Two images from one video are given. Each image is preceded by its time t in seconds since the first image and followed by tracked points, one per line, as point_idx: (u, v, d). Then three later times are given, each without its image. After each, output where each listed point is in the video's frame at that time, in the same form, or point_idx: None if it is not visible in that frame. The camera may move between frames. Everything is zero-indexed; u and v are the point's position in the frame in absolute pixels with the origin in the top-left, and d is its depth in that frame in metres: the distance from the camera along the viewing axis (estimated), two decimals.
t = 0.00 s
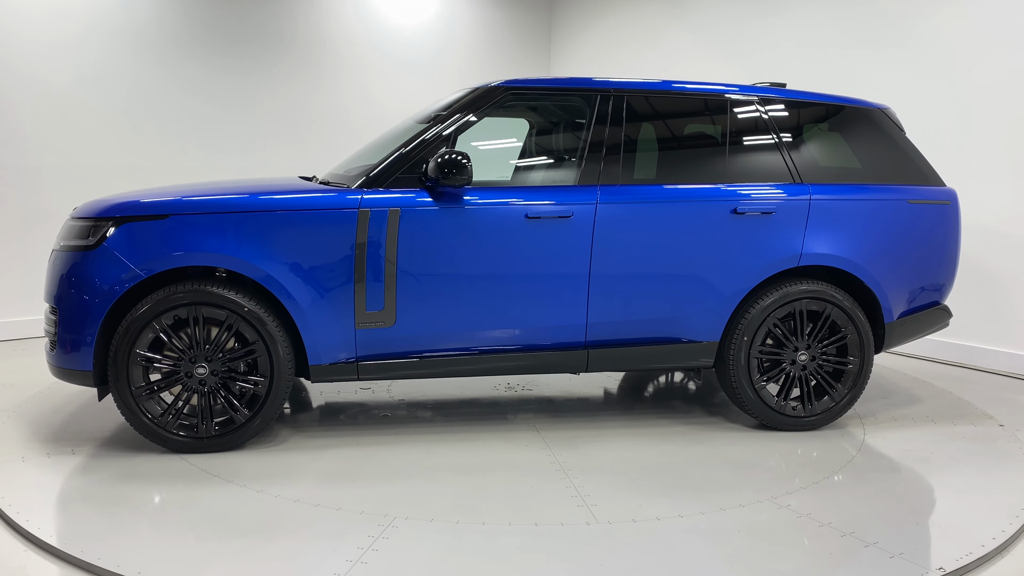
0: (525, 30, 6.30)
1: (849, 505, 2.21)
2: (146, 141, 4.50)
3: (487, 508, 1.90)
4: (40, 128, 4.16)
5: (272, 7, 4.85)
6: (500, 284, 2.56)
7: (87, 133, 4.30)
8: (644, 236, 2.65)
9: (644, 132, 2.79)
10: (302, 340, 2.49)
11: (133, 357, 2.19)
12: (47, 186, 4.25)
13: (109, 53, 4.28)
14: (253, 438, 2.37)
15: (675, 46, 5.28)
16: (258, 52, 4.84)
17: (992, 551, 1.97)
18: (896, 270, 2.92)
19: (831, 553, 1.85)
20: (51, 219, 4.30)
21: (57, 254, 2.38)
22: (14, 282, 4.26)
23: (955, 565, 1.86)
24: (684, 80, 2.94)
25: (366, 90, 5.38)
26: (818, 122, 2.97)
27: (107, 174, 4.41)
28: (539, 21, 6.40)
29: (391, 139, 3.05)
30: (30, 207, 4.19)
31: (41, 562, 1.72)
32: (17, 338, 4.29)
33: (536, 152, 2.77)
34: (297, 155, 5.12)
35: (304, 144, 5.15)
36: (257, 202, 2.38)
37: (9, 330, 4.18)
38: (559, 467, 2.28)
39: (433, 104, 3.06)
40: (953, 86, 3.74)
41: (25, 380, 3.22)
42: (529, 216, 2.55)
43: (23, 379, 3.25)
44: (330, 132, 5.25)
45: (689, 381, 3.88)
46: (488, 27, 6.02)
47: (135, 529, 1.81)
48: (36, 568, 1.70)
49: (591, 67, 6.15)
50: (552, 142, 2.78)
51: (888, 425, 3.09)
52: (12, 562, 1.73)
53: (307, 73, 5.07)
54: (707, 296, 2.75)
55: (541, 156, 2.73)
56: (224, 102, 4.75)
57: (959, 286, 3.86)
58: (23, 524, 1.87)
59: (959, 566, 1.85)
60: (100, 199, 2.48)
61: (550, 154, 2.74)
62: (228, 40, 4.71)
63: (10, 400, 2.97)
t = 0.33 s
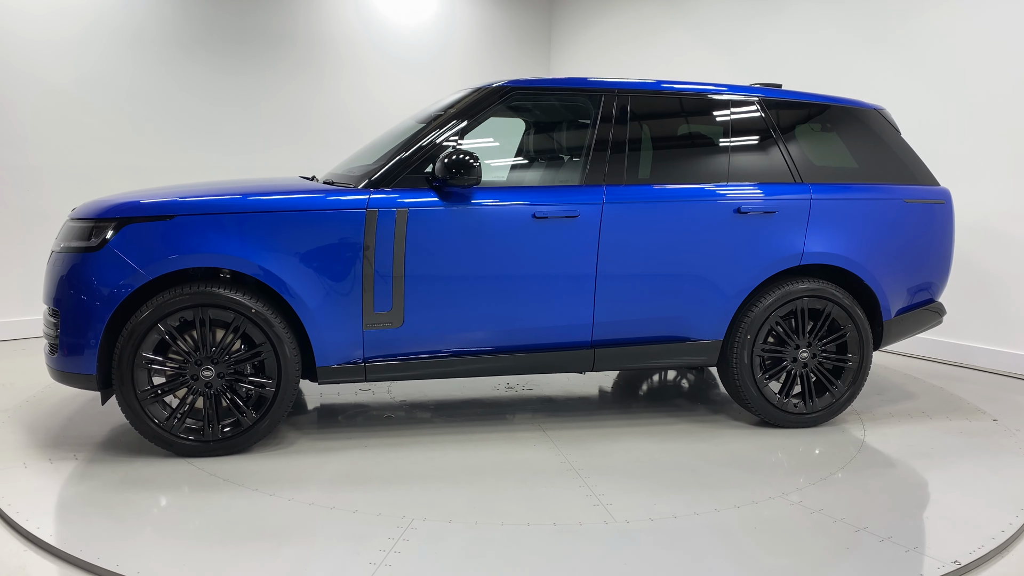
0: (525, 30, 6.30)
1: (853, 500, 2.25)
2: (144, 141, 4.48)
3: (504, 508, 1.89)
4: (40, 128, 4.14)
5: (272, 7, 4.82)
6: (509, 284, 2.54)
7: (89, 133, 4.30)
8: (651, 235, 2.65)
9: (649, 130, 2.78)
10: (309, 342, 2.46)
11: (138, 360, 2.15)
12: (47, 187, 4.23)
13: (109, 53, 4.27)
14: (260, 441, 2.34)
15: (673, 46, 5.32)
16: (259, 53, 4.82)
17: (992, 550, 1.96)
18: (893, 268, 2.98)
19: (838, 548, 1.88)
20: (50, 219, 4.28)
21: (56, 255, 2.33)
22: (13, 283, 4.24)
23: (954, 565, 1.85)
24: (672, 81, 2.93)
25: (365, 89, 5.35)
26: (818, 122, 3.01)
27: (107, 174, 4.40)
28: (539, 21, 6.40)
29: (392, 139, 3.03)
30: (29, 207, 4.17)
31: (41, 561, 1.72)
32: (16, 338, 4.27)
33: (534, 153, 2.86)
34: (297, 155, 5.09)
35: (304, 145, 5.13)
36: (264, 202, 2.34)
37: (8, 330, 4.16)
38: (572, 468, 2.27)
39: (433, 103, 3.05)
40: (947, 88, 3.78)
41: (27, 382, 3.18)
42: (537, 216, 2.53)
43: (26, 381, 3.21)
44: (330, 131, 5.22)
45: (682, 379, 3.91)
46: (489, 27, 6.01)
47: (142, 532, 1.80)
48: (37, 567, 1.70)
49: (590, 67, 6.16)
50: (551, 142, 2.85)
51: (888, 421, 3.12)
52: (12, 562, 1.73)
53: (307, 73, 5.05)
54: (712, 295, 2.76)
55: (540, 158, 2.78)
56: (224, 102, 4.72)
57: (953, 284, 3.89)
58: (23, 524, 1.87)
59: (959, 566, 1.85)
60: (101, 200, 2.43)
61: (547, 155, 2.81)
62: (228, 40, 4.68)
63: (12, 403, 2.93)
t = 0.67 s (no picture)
0: (524, 30, 6.29)
1: (859, 496, 2.28)
2: (141, 140, 4.45)
3: (521, 509, 1.89)
4: (41, 128, 4.12)
5: (273, 7, 4.81)
6: (517, 285, 2.53)
7: (90, 134, 4.27)
8: (657, 235, 2.66)
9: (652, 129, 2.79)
10: (316, 344, 2.42)
11: (144, 363, 2.11)
12: (49, 188, 4.20)
13: (109, 53, 4.25)
14: (267, 444, 2.31)
15: (669, 48, 5.38)
16: (259, 53, 4.81)
17: (992, 551, 1.95)
18: (890, 266, 3.02)
19: (846, 545, 1.91)
20: (49, 219, 4.25)
21: (57, 257, 2.27)
22: (13, 283, 4.20)
23: (956, 565, 1.85)
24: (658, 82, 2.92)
25: (366, 90, 5.34)
26: (815, 123, 3.03)
27: (107, 174, 4.37)
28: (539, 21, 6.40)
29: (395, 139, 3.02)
30: (29, 207, 4.15)
31: (41, 561, 1.72)
32: (18, 338, 4.24)
33: (533, 150, 2.80)
34: (297, 155, 5.08)
35: (305, 145, 5.11)
36: (272, 202, 2.30)
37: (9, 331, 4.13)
38: (584, 468, 2.27)
39: (432, 104, 3.06)
40: (939, 89, 3.85)
41: (30, 385, 3.15)
42: (545, 216, 2.52)
43: (29, 383, 3.18)
44: (329, 131, 5.20)
45: (676, 377, 3.93)
46: (489, 27, 6.00)
47: (148, 535, 1.78)
48: (38, 567, 1.69)
49: (588, 67, 6.19)
50: (553, 138, 2.79)
51: (888, 418, 3.16)
52: (11, 562, 1.73)
53: (307, 73, 5.04)
54: (716, 294, 2.78)
55: (537, 157, 2.77)
56: (224, 102, 4.70)
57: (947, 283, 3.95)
58: (23, 524, 1.87)
59: (960, 565, 1.84)
60: (100, 201, 2.38)
61: (550, 152, 2.76)
62: (229, 40, 4.67)
63: (15, 406, 2.89)
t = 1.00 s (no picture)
0: (525, 31, 6.29)
1: (864, 491, 2.32)
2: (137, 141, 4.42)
3: (540, 508, 1.90)
4: (40, 128, 4.10)
5: (274, 7, 4.80)
6: (524, 286, 2.52)
7: (88, 134, 4.25)
8: (663, 235, 2.67)
9: (656, 129, 2.80)
10: (323, 346, 2.39)
11: (150, 367, 2.08)
12: (49, 189, 4.18)
13: (109, 53, 4.23)
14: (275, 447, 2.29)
15: (666, 49, 5.43)
16: (261, 53, 4.79)
17: (992, 552, 1.94)
18: (887, 265, 3.07)
19: (856, 541, 1.93)
20: (49, 219, 4.23)
21: (58, 260, 2.21)
22: (13, 284, 4.19)
23: (954, 566, 1.84)
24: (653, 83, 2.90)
25: (366, 90, 5.32)
26: (814, 123, 3.07)
27: (107, 174, 4.35)
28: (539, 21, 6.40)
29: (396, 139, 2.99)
30: (29, 207, 4.13)
31: (40, 561, 1.72)
32: (19, 339, 4.23)
33: (530, 150, 2.84)
34: (298, 156, 5.06)
35: (305, 145, 5.09)
36: (281, 204, 2.26)
37: (11, 331, 4.11)
38: (596, 468, 2.29)
39: (432, 104, 3.09)
40: (932, 91, 3.91)
41: (35, 388, 3.12)
42: (551, 216, 2.52)
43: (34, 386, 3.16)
44: (329, 131, 5.18)
45: (668, 376, 3.94)
46: (489, 27, 5.99)
47: (155, 538, 1.77)
48: (37, 568, 1.69)
49: (587, 68, 6.22)
50: (549, 139, 2.82)
51: (887, 414, 3.21)
52: (11, 562, 1.73)
53: (307, 74, 5.02)
54: (720, 294, 2.80)
55: (534, 157, 2.82)
56: (225, 103, 4.69)
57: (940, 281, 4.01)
58: (22, 524, 1.87)
59: (958, 567, 1.83)
60: (102, 202, 2.32)
61: (546, 152, 2.81)
62: (229, 41, 4.65)
63: (19, 409, 2.87)
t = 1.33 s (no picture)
0: (525, 31, 6.25)
1: (868, 486, 2.36)
2: (133, 141, 4.40)
3: (556, 508, 1.92)
4: (39, 128, 4.11)
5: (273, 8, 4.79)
6: (531, 286, 2.52)
7: (86, 133, 4.26)
8: (667, 235, 2.68)
9: (661, 128, 2.81)
10: (331, 349, 2.37)
11: (157, 370, 2.05)
12: (49, 189, 4.20)
13: (109, 53, 4.24)
14: (283, 451, 2.27)
15: (664, 50, 5.45)
16: (260, 54, 4.78)
17: (992, 550, 1.94)
18: (883, 263, 3.12)
19: (864, 536, 1.96)
20: (49, 219, 4.24)
21: (58, 262, 2.17)
22: (14, 284, 4.19)
23: (954, 565, 1.84)
24: (654, 82, 2.89)
25: (366, 90, 5.30)
26: (811, 124, 3.11)
27: (107, 174, 4.35)
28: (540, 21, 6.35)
29: (397, 139, 2.97)
30: (29, 207, 4.14)
31: (40, 561, 1.72)
32: (22, 338, 4.23)
33: (528, 149, 2.72)
34: (298, 156, 5.05)
35: (303, 145, 5.07)
36: (289, 205, 2.22)
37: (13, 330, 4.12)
38: (606, 468, 2.30)
39: (431, 104, 3.11)
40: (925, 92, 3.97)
41: (37, 391, 3.09)
42: (558, 216, 2.52)
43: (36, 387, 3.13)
44: (328, 131, 5.15)
45: (660, 373, 3.98)
46: (489, 27, 5.96)
47: (162, 542, 1.76)
48: (36, 568, 1.70)
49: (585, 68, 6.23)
50: (548, 137, 2.72)
51: (884, 410, 3.25)
52: (11, 562, 1.73)
53: (307, 75, 5.01)
54: (723, 293, 2.83)
55: (533, 156, 2.71)
56: (225, 105, 4.68)
57: (933, 279, 4.01)
58: (23, 524, 1.87)
59: (959, 566, 1.83)
60: (104, 203, 2.28)
61: (547, 150, 2.71)
62: (228, 41, 4.64)
63: (20, 412, 2.83)
